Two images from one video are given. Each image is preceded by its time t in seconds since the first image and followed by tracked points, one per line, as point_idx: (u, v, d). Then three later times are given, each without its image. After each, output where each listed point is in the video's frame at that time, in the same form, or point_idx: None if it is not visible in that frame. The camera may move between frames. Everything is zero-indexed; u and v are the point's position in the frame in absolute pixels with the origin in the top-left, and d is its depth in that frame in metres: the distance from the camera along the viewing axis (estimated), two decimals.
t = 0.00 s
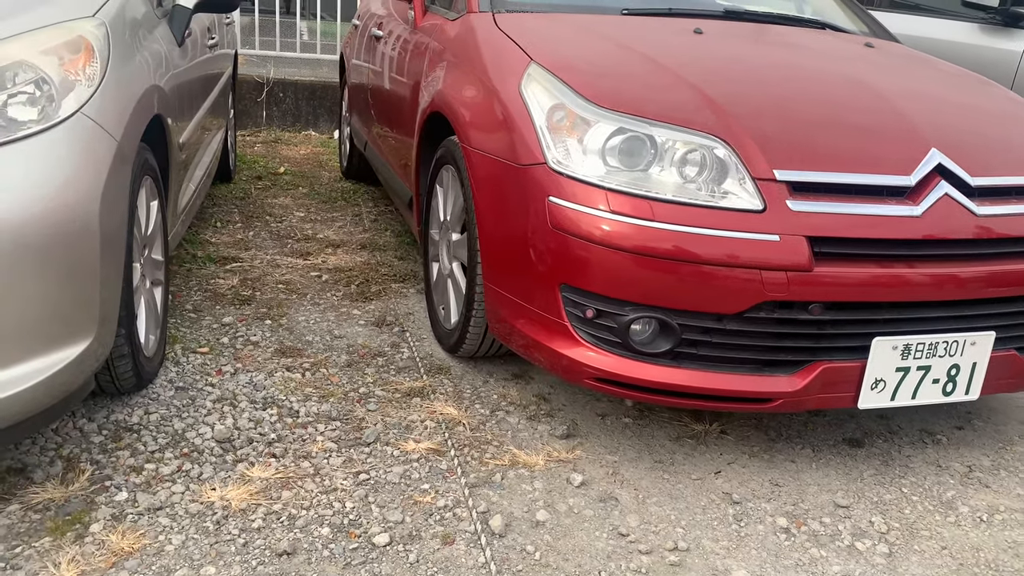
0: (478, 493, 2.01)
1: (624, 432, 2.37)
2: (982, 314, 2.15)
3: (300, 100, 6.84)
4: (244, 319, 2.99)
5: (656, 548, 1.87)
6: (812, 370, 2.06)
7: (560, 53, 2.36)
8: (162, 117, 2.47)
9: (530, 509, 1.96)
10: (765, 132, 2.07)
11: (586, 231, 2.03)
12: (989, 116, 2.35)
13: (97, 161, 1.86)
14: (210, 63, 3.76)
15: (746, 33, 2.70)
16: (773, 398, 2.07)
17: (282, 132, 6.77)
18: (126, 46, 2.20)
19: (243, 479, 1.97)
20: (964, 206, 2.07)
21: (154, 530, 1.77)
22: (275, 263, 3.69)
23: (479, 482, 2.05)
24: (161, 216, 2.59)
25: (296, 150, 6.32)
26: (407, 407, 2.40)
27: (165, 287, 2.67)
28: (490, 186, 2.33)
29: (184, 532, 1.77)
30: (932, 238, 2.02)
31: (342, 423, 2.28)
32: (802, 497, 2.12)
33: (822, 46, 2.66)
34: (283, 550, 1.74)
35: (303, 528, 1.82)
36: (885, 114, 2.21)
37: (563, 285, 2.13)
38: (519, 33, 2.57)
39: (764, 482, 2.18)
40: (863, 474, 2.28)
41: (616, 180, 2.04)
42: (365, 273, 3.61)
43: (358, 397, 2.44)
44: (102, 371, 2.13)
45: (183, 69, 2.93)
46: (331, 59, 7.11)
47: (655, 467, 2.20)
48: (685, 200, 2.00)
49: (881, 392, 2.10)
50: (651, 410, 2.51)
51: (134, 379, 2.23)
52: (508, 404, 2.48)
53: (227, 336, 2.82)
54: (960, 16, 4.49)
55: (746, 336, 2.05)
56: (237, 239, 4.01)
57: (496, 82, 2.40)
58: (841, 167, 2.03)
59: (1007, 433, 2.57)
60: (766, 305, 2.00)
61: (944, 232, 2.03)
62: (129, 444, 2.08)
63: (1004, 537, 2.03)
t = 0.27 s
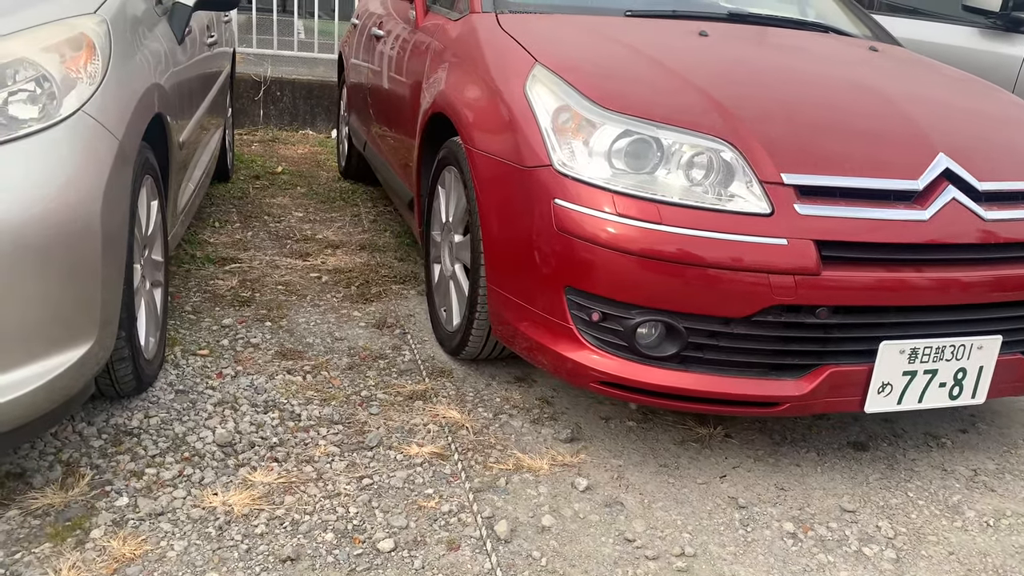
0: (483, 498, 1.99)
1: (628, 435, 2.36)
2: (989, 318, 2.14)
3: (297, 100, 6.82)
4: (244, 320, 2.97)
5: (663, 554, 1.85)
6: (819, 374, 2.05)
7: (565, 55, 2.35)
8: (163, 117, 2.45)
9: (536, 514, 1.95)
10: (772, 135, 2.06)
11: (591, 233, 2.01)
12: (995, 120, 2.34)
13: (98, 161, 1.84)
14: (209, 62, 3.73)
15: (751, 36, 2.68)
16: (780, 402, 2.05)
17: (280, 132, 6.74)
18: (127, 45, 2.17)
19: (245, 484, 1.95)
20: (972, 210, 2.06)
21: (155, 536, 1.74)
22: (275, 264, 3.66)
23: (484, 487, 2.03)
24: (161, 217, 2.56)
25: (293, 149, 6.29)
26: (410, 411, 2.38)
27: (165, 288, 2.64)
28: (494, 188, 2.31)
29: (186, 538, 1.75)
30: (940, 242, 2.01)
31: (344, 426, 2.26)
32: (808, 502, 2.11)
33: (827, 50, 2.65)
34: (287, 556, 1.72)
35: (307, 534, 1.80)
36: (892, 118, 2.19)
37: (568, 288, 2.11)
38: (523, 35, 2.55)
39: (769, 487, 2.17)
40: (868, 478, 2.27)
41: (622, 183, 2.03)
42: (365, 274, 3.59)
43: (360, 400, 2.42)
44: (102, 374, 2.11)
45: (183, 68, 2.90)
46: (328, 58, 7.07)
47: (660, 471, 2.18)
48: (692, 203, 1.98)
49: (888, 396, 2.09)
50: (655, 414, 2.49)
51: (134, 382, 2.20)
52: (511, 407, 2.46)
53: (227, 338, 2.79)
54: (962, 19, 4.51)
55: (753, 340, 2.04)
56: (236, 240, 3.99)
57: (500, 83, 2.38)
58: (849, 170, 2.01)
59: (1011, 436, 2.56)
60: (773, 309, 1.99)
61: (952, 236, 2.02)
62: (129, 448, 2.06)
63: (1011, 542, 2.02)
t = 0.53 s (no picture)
0: (483, 503, 1.97)
1: (628, 439, 2.34)
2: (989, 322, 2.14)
3: (290, 100, 6.78)
4: (239, 323, 2.94)
5: (665, 560, 1.84)
6: (822, 378, 2.04)
7: (566, 57, 2.33)
8: (159, 118, 2.42)
9: (537, 519, 1.93)
10: (774, 138, 2.05)
11: (591, 236, 2.00)
12: (996, 123, 2.34)
13: (95, 162, 1.82)
14: (203, 62, 3.70)
15: (750, 39, 2.68)
16: (782, 406, 2.05)
17: (272, 133, 6.70)
18: (123, 46, 2.15)
19: (243, 489, 1.93)
20: (973, 214, 2.06)
21: (152, 543, 1.72)
22: (269, 266, 3.64)
23: (484, 492, 2.02)
24: (156, 219, 2.54)
25: (286, 150, 6.26)
26: (408, 415, 2.36)
27: (160, 291, 2.61)
28: (493, 190, 2.30)
29: (184, 545, 1.72)
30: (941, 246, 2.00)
31: (342, 431, 2.23)
32: (809, 506, 2.10)
33: (826, 52, 2.65)
34: (286, 563, 1.70)
35: (306, 540, 1.78)
36: (893, 121, 2.19)
37: (568, 291, 2.10)
38: (522, 36, 2.54)
39: (770, 491, 2.16)
40: (869, 482, 2.26)
41: (623, 186, 2.01)
42: (361, 277, 3.57)
43: (358, 404, 2.39)
44: (96, 378, 2.08)
45: (178, 68, 2.88)
46: (321, 59, 7.04)
47: (661, 476, 2.17)
48: (693, 206, 1.97)
49: (889, 400, 2.09)
50: (654, 418, 2.48)
51: (128, 386, 2.17)
52: (510, 411, 2.45)
53: (223, 341, 2.77)
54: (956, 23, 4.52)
55: (755, 344, 2.03)
56: (230, 241, 3.96)
57: (500, 85, 2.37)
58: (850, 173, 2.01)
59: (1009, 440, 2.56)
60: (775, 313, 1.98)
61: (954, 239, 2.02)
62: (124, 453, 2.03)
63: (1013, 547, 2.01)
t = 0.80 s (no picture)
0: (482, 507, 1.95)
1: (626, 442, 2.33)
2: (988, 324, 2.14)
3: (280, 99, 6.73)
4: (232, 324, 2.91)
5: (666, 564, 1.83)
6: (822, 380, 2.04)
7: (564, 56, 2.32)
8: (152, 117, 2.39)
9: (536, 523, 1.91)
10: (775, 139, 2.04)
11: (591, 238, 1.98)
12: (995, 123, 2.34)
13: (88, 162, 1.78)
14: (194, 61, 3.66)
15: (749, 39, 2.67)
16: (783, 409, 2.04)
17: (262, 131, 6.65)
18: (116, 44, 2.12)
19: (238, 494, 1.90)
20: (973, 215, 2.06)
21: (147, 550, 1.69)
22: (261, 266, 3.60)
23: (483, 496, 2.00)
24: (148, 219, 2.50)
25: (276, 149, 6.21)
26: (405, 417, 2.33)
27: (152, 292, 2.58)
28: (491, 191, 2.28)
29: (179, 552, 1.70)
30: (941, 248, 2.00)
31: (338, 434, 2.21)
32: (809, 509, 2.10)
33: (824, 52, 2.64)
34: (284, 569, 1.68)
35: (303, 546, 1.75)
36: (893, 121, 2.19)
37: (568, 293, 2.08)
38: (520, 35, 2.52)
39: (770, 494, 2.15)
40: (868, 485, 2.25)
41: (624, 186, 2.00)
42: (354, 277, 3.54)
43: (353, 407, 2.37)
44: (88, 381, 2.05)
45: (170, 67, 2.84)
46: (311, 58, 7.00)
47: (660, 479, 2.16)
48: (694, 207, 1.96)
49: (888, 403, 2.08)
50: (652, 420, 2.47)
51: (121, 389, 2.14)
52: (508, 413, 2.43)
53: (215, 343, 2.73)
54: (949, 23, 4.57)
55: (755, 346, 2.02)
56: (221, 241, 3.92)
57: (497, 84, 2.35)
58: (851, 175, 2.00)
59: (1005, 441, 2.56)
60: (776, 315, 1.97)
61: (954, 241, 2.02)
62: (117, 457, 2.00)
63: (1012, 549, 2.01)
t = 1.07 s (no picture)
0: (483, 507, 1.94)
1: (626, 441, 2.32)
2: (988, 324, 2.14)
3: (273, 96, 6.70)
4: (228, 323, 2.88)
5: (669, 565, 1.82)
6: (823, 380, 2.03)
7: (565, 54, 2.31)
8: (147, 114, 2.37)
9: (538, 524, 1.90)
10: (777, 138, 2.03)
11: (591, 236, 1.97)
12: (995, 122, 2.34)
13: (85, 161, 1.76)
14: (188, 57, 3.63)
15: (749, 37, 2.67)
16: (784, 408, 2.03)
17: (255, 128, 6.62)
18: (111, 42, 2.09)
19: (237, 495, 1.89)
20: (974, 214, 2.05)
21: (145, 552, 1.67)
22: (257, 264, 3.58)
23: (483, 496, 1.98)
24: (144, 217, 2.48)
25: (270, 146, 6.18)
26: (404, 417, 2.32)
27: (147, 291, 2.55)
28: (491, 189, 2.26)
29: (178, 554, 1.68)
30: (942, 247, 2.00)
31: (337, 434, 2.19)
32: (809, 509, 2.09)
33: (824, 51, 2.64)
34: (284, 571, 1.66)
35: (304, 547, 1.74)
36: (895, 120, 2.18)
37: (568, 292, 2.07)
38: (520, 33, 2.50)
39: (771, 493, 2.15)
40: (867, 484, 2.25)
41: (625, 185, 1.99)
42: (350, 275, 3.52)
43: (352, 406, 2.35)
44: (84, 382, 2.03)
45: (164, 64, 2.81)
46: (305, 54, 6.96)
47: (661, 479, 2.15)
48: (696, 207, 1.95)
49: (889, 402, 2.08)
50: (651, 419, 2.46)
51: (117, 389, 2.12)
52: (507, 413, 2.42)
53: (211, 342, 2.71)
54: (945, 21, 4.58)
55: (757, 346, 2.02)
56: (215, 239, 3.89)
57: (496, 82, 2.33)
58: (853, 174, 2.00)
59: (1003, 440, 2.56)
60: (778, 315, 1.97)
61: (955, 240, 2.02)
62: (113, 458, 1.98)
63: (1012, 548, 2.01)
